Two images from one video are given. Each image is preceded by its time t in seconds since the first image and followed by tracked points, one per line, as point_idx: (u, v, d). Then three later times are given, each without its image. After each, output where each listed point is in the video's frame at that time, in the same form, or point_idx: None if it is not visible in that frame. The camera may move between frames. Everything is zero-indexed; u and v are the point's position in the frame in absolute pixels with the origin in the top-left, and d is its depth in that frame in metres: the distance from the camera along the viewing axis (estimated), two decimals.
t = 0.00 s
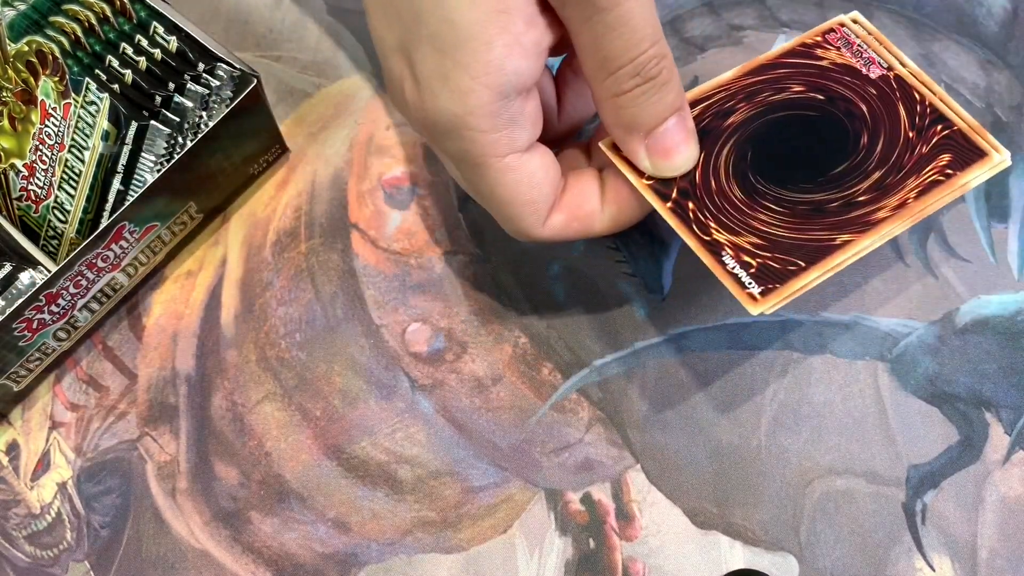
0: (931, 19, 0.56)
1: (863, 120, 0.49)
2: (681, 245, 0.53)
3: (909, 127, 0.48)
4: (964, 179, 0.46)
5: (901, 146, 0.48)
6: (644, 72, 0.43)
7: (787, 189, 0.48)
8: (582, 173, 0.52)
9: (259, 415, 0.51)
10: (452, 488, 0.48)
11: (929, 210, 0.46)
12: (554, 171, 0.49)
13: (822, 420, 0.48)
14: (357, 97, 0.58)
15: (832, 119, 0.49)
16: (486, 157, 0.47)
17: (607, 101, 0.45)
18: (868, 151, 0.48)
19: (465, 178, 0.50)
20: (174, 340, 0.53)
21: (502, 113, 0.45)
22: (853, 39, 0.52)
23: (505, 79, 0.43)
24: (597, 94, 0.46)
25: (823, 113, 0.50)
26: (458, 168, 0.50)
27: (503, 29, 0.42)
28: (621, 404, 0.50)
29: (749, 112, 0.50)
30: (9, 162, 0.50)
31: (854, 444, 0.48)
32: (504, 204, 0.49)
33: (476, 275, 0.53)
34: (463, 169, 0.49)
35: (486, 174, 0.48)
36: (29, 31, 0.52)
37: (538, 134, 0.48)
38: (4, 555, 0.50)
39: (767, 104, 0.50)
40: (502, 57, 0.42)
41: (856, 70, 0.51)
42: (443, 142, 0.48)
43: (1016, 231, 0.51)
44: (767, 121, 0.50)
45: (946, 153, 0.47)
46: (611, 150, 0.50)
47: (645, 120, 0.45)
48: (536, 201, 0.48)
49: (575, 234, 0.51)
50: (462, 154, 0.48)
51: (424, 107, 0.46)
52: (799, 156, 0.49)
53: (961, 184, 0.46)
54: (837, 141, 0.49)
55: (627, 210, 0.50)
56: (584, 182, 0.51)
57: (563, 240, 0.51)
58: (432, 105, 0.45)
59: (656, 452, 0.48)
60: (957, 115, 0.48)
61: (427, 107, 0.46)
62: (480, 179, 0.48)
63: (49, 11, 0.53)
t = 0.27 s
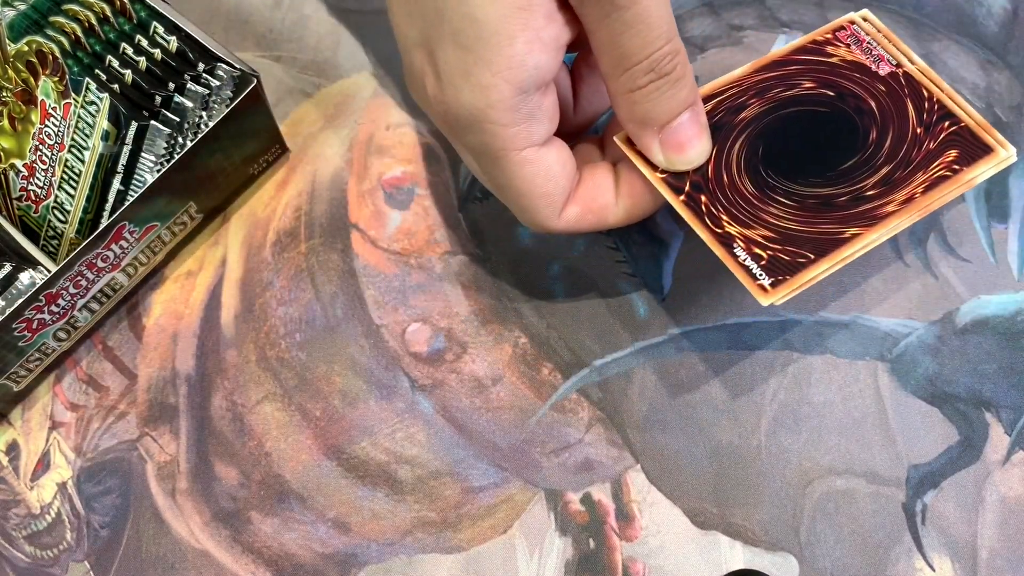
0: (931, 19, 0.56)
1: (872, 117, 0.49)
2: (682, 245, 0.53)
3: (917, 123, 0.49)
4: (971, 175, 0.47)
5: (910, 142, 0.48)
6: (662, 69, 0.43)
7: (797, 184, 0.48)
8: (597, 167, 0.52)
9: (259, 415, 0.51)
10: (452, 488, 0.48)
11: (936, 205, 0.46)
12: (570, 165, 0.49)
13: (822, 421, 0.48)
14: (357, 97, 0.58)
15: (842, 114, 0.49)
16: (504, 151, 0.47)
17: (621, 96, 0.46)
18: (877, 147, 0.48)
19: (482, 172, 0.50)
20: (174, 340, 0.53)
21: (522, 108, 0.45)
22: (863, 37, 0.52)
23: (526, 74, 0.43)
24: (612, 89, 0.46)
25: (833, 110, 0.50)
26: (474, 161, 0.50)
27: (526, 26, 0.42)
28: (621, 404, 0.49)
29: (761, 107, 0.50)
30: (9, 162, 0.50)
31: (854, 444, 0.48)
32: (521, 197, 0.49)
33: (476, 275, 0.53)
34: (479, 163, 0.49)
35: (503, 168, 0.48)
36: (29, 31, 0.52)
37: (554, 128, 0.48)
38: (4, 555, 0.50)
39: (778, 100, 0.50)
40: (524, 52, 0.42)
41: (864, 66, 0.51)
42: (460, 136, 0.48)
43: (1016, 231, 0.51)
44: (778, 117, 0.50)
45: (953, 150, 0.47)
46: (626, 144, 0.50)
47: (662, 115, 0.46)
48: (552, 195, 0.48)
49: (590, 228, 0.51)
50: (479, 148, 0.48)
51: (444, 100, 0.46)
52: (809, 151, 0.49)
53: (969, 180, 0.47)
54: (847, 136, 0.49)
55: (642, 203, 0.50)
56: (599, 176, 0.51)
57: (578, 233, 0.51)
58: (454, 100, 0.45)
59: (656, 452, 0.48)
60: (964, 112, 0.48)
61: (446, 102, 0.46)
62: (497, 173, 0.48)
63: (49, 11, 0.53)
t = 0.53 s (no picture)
0: (931, 19, 0.56)
1: (872, 117, 0.49)
2: (682, 245, 0.53)
3: (917, 124, 0.49)
4: (970, 175, 0.47)
5: (910, 143, 0.48)
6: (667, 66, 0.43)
7: (798, 184, 0.48)
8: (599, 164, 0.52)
9: (259, 415, 0.51)
10: (452, 488, 0.48)
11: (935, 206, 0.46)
12: (574, 161, 0.49)
13: (822, 421, 0.48)
14: (357, 97, 0.58)
15: (843, 114, 0.49)
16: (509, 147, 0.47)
17: (627, 94, 0.45)
18: (877, 147, 0.48)
19: (485, 167, 0.50)
20: (174, 340, 0.53)
21: (527, 104, 0.45)
22: (864, 38, 0.52)
23: (532, 70, 0.43)
24: (617, 87, 0.46)
25: (834, 110, 0.50)
26: (478, 156, 0.50)
27: (532, 22, 0.42)
28: (621, 404, 0.50)
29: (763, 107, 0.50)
30: (9, 162, 0.50)
31: (854, 444, 0.48)
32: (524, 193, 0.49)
33: (476, 275, 0.53)
34: (483, 158, 0.49)
35: (507, 164, 0.48)
36: (29, 31, 0.52)
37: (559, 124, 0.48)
38: (4, 555, 0.50)
39: (780, 100, 0.50)
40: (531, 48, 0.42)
41: (865, 68, 0.51)
42: (465, 131, 0.47)
43: (1016, 231, 0.51)
44: (780, 117, 0.50)
45: (953, 150, 0.47)
46: (630, 142, 0.50)
47: (665, 113, 0.46)
48: (555, 191, 0.48)
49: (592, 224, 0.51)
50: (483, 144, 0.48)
51: (451, 95, 0.46)
52: (810, 152, 0.49)
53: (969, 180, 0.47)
54: (848, 136, 0.49)
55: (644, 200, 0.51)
56: (602, 173, 0.51)
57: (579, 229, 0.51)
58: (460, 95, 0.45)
59: (656, 452, 0.48)
60: (963, 112, 0.48)
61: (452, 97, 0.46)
62: (501, 169, 0.48)
63: (49, 11, 0.53)
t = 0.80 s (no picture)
0: (931, 19, 0.56)
1: (857, 125, 0.49)
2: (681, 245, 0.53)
3: (902, 133, 0.48)
4: (955, 187, 0.46)
5: (893, 152, 0.48)
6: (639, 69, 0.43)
7: (776, 192, 0.48)
8: (575, 167, 0.52)
9: (259, 415, 0.51)
10: (452, 488, 0.48)
11: (915, 217, 0.46)
12: (547, 164, 0.49)
13: (822, 420, 0.48)
14: (357, 97, 0.58)
15: (826, 121, 0.49)
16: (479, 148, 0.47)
17: (599, 97, 0.45)
18: (860, 156, 0.48)
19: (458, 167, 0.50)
20: (174, 340, 0.53)
21: (496, 105, 0.45)
22: (853, 44, 0.52)
23: (500, 71, 0.43)
24: (591, 89, 0.46)
25: (817, 117, 0.49)
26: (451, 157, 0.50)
27: (499, 23, 0.42)
28: (621, 404, 0.50)
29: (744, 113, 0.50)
30: (9, 162, 0.50)
31: (854, 444, 0.48)
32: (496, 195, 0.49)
33: (476, 275, 0.53)
34: (455, 159, 0.49)
35: (479, 166, 0.48)
36: (29, 31, 0.52)
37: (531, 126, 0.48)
38: (4, 555, 0.50)
39: (762, 105, 0.50)
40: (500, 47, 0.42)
41: (852, 74, 0.50)
42: (436, 132, 0.48)
43: (1016, 231, 0.51)
44: (761, 123, 0.49)
45: (936, 161, 0.47)
46: (604, 145, 0.50)
47: (637, 118, 0.45)
48: (527, 193, 0.48)
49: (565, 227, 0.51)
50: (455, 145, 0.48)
51: (418, 93, 0.46)
52: (790, 159, 0.48)
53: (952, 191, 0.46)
54: (829, 144, 0.49)
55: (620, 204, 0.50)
56: (577, 176, 0.51)
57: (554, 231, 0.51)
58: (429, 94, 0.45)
59: (656, 452, 0.48)
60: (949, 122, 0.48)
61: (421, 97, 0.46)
62: (473, 170, 0.48)
63: (49, 11, 0.53)
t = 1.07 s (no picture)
0: (931, 19, 0.56)
1: (849, 147, 0.48)
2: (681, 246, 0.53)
3: (894, 157, 0.48)
4: (940, 215, 0.46)
5: (883, 176, 0.47)
6: (631, 92, 0.43)
7: (761, 217, 0.48)
8: (570, 180, 0.52)
9: (259, 415, 0.51)
10: (452, 488, 0.48)
11: (900, 243, 0.46)
12: (541, 177, 0.49)
13: (822, 420, 0.48)
14: (357, 97, 0.58)
15: (818, 143, 0.49)
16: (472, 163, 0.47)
17: (592, 118, 0.45)
18: (849, 179, 0.48)
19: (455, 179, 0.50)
20: (174, 340, 0.53)
21: (488, 124, 0.45)
22: (852, 62, 0.51)
23: (492, 91, 0.44)
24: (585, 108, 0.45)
25: (811, 138, 0.49)
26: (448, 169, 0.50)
27: (491, 47, 0.42)
28: (621, 404, 0.50)
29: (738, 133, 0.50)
30: (9, 162, 0.50)
31: (854, 444, 0.48)
32: (491, 208, 0.49)
33: (476, 275, 0.53)
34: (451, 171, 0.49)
35: (472, 179, 0.48)
36: (29, 31, 0.52)
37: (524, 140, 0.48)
38: (4, 555, 0.50)
39: (755, 124, 0.50)
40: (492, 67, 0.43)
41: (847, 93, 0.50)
42: (431, 146, 0.48)
43: (1016, 231, 0.51)
44: (752, 143, 0.49)
45: (926, 187, 0.46)
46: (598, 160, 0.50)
47: (630, 138, 0.45)
48: (520, 208, 0.49)
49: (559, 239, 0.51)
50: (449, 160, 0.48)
51: (414, 109, 0.46)
52: (780, 182, 0.48)
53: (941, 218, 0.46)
54: (819, 166, 0.48)
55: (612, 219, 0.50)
56: (571, 188, 0.51)
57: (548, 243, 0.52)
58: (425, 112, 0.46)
59: (656, 452, 0.49)
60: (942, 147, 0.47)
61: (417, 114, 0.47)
62: (467, 184, 0.49)
63: (49, 11, 0.53)
